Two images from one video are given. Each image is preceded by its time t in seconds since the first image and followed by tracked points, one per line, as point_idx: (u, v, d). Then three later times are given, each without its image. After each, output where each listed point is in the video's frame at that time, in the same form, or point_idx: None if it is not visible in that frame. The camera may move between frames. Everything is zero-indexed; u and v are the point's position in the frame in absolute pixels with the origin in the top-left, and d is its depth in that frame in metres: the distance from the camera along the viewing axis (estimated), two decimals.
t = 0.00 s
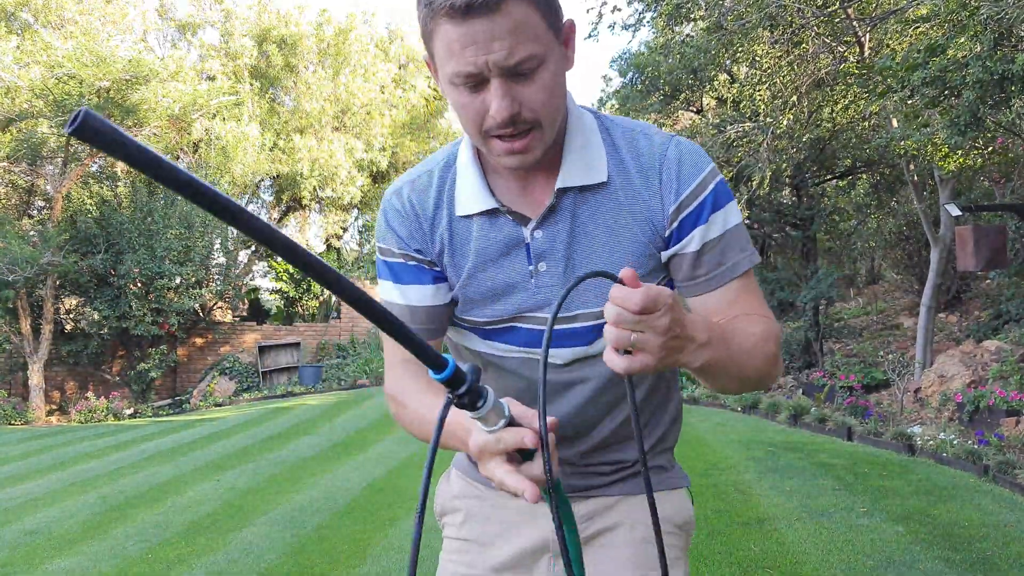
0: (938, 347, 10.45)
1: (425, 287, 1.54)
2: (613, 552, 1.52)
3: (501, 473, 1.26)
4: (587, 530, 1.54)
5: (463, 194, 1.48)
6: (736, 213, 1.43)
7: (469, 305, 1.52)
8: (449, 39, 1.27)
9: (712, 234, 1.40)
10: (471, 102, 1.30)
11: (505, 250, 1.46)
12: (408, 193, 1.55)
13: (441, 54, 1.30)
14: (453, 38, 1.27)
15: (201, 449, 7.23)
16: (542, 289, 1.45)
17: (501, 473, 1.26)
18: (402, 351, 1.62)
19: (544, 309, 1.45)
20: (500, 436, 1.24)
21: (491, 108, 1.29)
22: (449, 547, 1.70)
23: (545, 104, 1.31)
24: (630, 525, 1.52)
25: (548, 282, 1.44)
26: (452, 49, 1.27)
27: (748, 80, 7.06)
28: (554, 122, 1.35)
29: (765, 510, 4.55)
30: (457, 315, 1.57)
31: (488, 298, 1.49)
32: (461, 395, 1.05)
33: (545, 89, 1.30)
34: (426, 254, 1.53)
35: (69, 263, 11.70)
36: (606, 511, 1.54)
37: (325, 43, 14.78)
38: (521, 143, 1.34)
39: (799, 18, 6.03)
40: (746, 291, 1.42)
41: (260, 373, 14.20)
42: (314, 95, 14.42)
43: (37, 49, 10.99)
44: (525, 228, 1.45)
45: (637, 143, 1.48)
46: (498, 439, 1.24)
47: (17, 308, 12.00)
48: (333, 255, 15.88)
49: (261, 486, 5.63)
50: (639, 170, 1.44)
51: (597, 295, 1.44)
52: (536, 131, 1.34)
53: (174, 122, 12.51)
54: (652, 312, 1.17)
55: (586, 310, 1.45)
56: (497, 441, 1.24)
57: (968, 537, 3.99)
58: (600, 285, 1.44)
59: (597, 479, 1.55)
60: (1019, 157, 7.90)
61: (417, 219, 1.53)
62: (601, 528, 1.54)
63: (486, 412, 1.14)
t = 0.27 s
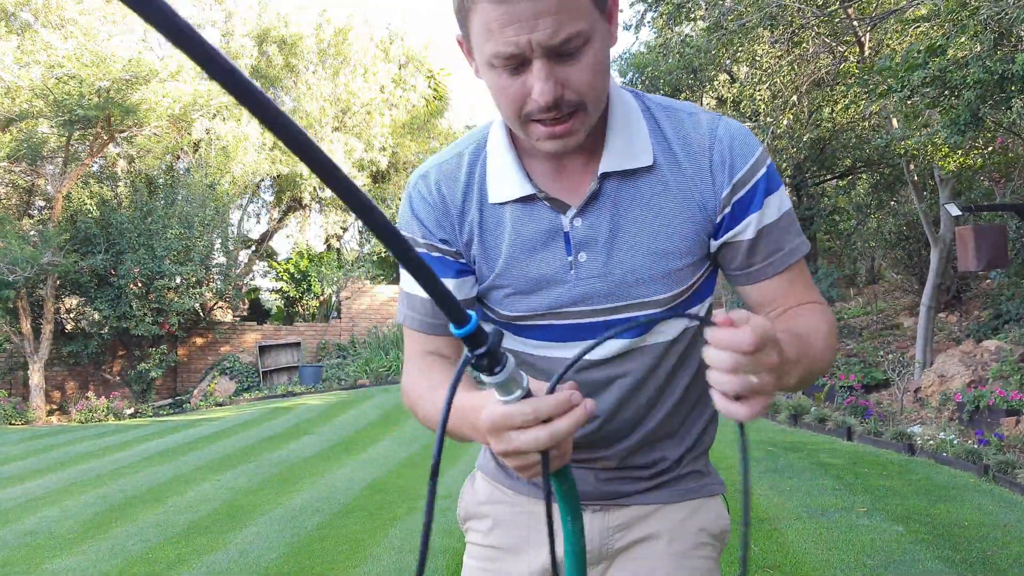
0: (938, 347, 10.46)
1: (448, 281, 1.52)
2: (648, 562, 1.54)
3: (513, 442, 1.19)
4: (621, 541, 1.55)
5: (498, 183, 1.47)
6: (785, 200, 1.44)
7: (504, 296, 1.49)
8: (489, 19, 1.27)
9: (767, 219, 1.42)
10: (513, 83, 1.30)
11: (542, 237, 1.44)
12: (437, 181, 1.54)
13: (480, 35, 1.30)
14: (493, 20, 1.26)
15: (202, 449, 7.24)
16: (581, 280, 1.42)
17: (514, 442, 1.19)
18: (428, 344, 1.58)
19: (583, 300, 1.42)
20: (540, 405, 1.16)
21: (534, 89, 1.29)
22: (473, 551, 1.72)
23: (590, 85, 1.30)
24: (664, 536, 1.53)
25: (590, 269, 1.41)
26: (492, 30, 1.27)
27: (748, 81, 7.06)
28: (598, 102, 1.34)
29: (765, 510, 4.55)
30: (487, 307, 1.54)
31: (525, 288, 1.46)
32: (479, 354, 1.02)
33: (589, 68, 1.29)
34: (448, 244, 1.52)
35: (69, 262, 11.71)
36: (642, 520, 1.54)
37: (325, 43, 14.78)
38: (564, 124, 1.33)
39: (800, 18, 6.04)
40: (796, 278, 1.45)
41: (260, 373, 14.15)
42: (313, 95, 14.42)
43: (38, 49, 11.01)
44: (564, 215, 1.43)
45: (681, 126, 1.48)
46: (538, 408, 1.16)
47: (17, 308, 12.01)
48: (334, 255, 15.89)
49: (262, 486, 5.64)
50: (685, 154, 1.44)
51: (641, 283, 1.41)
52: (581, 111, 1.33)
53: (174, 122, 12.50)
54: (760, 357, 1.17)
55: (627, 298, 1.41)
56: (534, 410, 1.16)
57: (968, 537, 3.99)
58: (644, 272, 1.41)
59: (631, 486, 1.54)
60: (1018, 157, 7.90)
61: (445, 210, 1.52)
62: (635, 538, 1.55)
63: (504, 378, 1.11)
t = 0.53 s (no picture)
0: (938, 347, 10.47)
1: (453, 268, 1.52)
2: (650, 566, 1.52)
3: (495, 395, 1.22)
4: (625, 542, 1.54)
5: (510, 177, 1.45)
6: (803, 206, 1.38)
7: (509, 293, 1.47)
8: (513, 24, 1.23)
9: (778, 228, 1.36)
10: (535, 89, 1.26)
11: (550, 236, 1.41)
12: (451, 169, 1.54)
13: (503, 38, 1.26)
14: (517, 24, 1.23)
15: (201, 449, 7.24)
16: (587, 282, 1.38)
17: (495, 395, 1.22)
18: (424, 324, 1.61)
19: (586, 302, 1.39)
20: (529, 363, 1.18)
21: (556, 99, 1.25)
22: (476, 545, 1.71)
23: (614, 96, 1.27)
24: (670, 541, 1.51)
25: (596, 271, 1.38)
26: (515, 35, 1.23)
27: (749, 81, 7.06)
28: (621, 109, 1.31)
29: (764, 510, 4.56)
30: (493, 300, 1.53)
31: (529, 287, 1.44)
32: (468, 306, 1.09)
33: (615, 77, 1.25)
34: (459, 232, 1.52)
35: (70, 262, 11.72)
36: (645, 523, 1.53)
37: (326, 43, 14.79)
38: (585, 133, 1.30)
39: (799, 19, 6.05)
40: (810, 290, 1.39)
41: (260, 373, 14.10)
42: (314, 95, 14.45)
43: (39, 49, 11.02)
44: (573, 213, 1.40)
45: (702, 128, 1.43)
46: (524, 365, 1.18)
47: (18, 308, 12.01)
48: (334, 255, 15.91)
49: (262, 486, 5.64)
50: (701, 155, 1.39)
51: (648, 288, 1.38)
52: (603, 121, 1.29)
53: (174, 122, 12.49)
54: (695, 348, 1.15)
55: (631, 301, 1.39)
56: (520, 366, 1.19)
57: (968, 537, 4.00)
58: (650, 276, 1.37)
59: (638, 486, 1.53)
60: (1018, 158, 7.91)
61: (456, 199, 1.51)
62: (640, 541, 1.53)
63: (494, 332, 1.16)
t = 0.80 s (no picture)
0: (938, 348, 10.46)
1: (437, 289, 1.62)
2: (637, 559, 1.66)
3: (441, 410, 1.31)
4: (613, 537, 1.69)
5: (496, 205, 1.56)
6: (782, 231, 1.48)
7: (499, 312, 1.61)
8: (503, 60, 1.29)
9: (755, 253, 1.46)
10: (523, 122, 1.33)
11: (538, 264, 1.53)
12: (437, 190, 1.64)
13: (493, 71, 1.32)
14: (508, 60, 1.29)
15: (201, 449, 7.22)
16: (573, 307, 1.52)
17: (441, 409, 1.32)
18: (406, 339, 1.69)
19: (573, 326, 1.53)
20: (471, 382, 1.28)
21: (544, 132, 1.32)
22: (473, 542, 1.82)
23: (599, 128, 1.34)
24: (655, 536, 1.65)
25: (580, 297, 1.51)
26: (504, 71, 1.30)
27: (751, 81, 7.01)
28: (605, 139, 1.38)
29: (765, 510, 4.54)
30: (481, 316, 1.67)
31: (517, 308, 1.57)
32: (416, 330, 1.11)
33: (601, 111, 1.33)
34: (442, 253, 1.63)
35: (68, 262, 11.68)
36: (631, 520, 1.68)
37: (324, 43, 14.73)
38: (570, 163, 1.38)
39: (801, 18, 6.04)
40: (788, 311, 1.49)
41: (259, 373, 14.16)
42: (313, 95, 14.39)
43: (37, 49, 10.98)
44: (558, 243, 1.52)
45: (686, 159, 1.53)
46: (467, 383, 1.28)
47: (16, 308, 11.97)
48: (333, 255, 15.89)
49: (261, 486, 5.63)
50: (682, 187, 1.50)
51: (628, 312, 1.51)
52: (587, 152, 1.37)
53: (173, 122, 12.44)
54: (693, 324, 1.29)
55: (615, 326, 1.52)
56: (462, 385, 1.28)
57: (970, 537, 3.98)
58: (631, 303, 1.50)
59: (625, 484, 1.70)
60: (1020, 156, 7.87)
61: (442, 220, 1.63)
62: (627, 536, 1.68)
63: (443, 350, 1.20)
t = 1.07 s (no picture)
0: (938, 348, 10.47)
1: (429, 310, 1.71)
2: (623, 553, 1.78)
3: (407, 437, 1.35)
4: (599, 531, 1.81)
5: (487, 235, 1.63)
6: (761, 261, 1.59)
7: (489, 335, 1.69)
8: (518, 105, 1.31)
9: (734, 283, 1.57)
10: (537, 164, 1.35)
11: (529, 291, 1.61)
12: (427, 217, 1.71)
13: (507, 115, 1.34)
14: (523, 104, 1.31)
15: (201, 449, 7.23)
16: (565, 333, 1.60)
17: (408, 437, 1.35)
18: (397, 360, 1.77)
19: (565, 349, 1.62)
20: (432, 410, 1.31)
21: (557, 173, 1.34)
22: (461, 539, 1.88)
23: (610, 169, 1.37)
24: (640, 530, 1.77)
25: (571, 324, 1.59)
26: (520, 115, 1.32)
27: (751, 80, 6.99)
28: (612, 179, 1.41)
29: (765, 510, 4.54)
30: (471, 335, 1.76)
31: (509, 332, 1.65)
32: (369, 360, 1.08)
33: (611, 152, 1.36)
34: (434, 277, 1.71)
35: (68, 262, 11.70)
36: (616, 513, 1.80)
37: (324, 42, 14.68)
38: (580, 203, 1.40)
39: (800, 18, 6.06)
40: (766, 337, 1.60)
41: (260, 373, 14.22)
42: (312, 94, 14.36)
43: (37, 48, 10.98)
44: (550, 272, 1.59)
45: (672, 190, 1.62)
46: (428, 411, 1.31)
47: (16, 308, 11.97)
48: (333, 256, 15.90)
49: (261, 486, 5.63)
50: (670, 219, 1.59)
51: (616, 339, 1.59)
52: (598, 190, 1.39)
53: (173, 122, 12.42)
54: (690, 341, 1.31)
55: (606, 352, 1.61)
56: (425, 413, 1.31)
57: (970, 538, 3.97)
58: (620, 329, 1.59)
59: (611, 481, 1.81)
60: (1021, 156, 7.86)
61: (433, 246, 1.70)
62: (613, 530, 1.80)
63: (400, 380, 1.18)
